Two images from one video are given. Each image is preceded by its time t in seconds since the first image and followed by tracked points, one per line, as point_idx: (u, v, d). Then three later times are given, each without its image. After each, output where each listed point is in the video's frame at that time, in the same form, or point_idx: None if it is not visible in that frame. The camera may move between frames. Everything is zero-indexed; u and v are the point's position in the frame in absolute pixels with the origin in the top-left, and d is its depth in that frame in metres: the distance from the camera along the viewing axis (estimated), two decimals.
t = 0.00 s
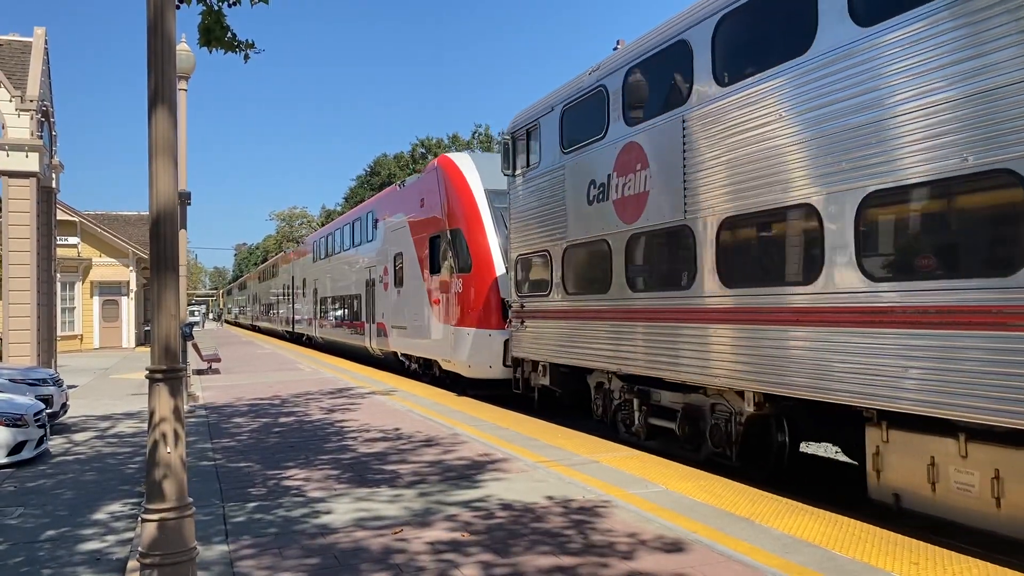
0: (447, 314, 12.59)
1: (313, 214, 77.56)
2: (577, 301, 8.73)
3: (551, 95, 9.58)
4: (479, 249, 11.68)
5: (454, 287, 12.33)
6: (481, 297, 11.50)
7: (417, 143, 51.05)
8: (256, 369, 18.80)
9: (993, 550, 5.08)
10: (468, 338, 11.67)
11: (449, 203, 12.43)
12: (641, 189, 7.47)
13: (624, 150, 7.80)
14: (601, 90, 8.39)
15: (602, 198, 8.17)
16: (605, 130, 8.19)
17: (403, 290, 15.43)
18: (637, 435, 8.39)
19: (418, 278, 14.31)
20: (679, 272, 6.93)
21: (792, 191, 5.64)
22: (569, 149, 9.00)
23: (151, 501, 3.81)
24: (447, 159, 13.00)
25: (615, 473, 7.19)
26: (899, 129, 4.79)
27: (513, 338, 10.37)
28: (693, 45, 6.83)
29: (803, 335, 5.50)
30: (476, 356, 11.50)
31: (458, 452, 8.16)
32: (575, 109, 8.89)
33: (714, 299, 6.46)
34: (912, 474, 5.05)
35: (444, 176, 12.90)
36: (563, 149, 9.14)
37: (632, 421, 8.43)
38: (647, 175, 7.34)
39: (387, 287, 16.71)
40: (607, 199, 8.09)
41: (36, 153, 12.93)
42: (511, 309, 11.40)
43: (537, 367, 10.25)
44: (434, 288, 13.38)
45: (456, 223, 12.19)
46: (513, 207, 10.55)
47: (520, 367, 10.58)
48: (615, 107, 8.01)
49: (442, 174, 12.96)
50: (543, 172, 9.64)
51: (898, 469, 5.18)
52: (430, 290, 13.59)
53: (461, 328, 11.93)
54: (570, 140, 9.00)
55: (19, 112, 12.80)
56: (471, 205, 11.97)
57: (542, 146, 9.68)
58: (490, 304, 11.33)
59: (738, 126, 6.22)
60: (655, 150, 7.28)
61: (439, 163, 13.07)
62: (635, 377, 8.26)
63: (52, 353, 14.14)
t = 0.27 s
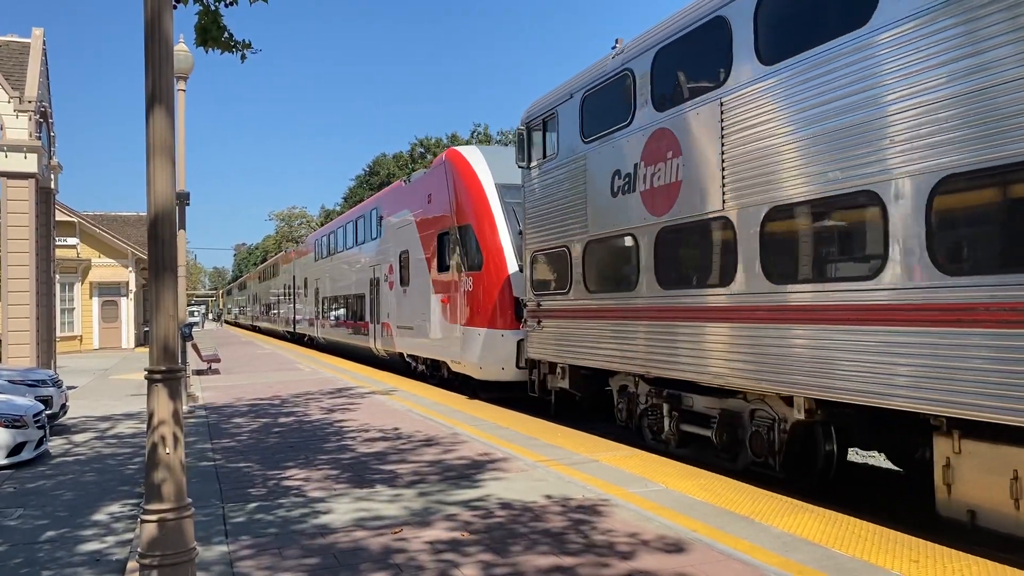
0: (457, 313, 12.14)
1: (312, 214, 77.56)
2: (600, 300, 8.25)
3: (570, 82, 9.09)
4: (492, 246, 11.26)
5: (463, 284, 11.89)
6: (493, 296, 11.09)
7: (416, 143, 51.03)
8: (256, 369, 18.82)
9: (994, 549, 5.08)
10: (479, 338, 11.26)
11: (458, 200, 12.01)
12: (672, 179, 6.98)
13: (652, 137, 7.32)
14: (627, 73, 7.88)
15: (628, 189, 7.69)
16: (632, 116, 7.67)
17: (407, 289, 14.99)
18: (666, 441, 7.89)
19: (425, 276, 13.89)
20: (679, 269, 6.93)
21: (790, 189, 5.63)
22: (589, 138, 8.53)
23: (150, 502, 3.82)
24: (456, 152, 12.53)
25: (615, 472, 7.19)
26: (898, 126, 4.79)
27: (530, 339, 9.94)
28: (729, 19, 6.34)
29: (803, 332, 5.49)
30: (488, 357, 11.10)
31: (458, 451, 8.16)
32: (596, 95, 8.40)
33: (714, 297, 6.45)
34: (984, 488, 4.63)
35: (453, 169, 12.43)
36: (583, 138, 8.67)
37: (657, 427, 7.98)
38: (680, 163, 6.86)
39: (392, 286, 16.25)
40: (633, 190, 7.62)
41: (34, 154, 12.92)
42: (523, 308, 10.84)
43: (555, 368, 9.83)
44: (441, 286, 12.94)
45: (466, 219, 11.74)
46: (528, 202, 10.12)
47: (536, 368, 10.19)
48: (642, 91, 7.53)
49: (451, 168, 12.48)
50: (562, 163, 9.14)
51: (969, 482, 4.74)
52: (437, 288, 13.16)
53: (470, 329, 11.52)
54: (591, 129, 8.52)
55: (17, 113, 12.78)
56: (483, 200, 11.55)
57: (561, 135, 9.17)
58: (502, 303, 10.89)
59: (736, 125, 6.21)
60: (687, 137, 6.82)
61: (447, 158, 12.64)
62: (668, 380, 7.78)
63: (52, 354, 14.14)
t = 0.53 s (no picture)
0: (467, 313, 11.74)
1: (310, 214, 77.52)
2: (610, 299, 8.02)
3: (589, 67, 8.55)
4: (503, 243, 10.79)
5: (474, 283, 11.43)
6: (506, 295, 10.62)
7: (414, 142, 51.01)
8: (255, 370, 18.83)
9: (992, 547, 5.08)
10: (490, 340, 10.85)
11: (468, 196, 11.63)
12: (707, 167, 6.46)
13: (683, 124, 6.82)
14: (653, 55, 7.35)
15: (657, 178, 7.13)
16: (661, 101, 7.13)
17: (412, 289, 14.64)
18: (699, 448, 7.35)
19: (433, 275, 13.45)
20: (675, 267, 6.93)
21: (787, 186, 5.64)
22: (611, 126, 8.00)
23: (148, 502, 3.81)
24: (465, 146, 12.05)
25: (613, 470, 7.20)
26: (895, 123, 4.79)
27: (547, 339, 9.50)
28: None
29: (800, 330, 5.50)
30: (502, 359, 10.60)
31: (456, 451, 8.16)
32: (620, 80, 7.86)
33: (711, 296, 6.45)
34: None
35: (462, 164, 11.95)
36: (604, 126, 8.13)
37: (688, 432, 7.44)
38: (717, 149, 6.32)
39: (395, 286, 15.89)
40: (661, 180, 7.10)
41: (31, 154, 12.89)
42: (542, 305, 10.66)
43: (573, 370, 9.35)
44: (451, 285, 12.49)
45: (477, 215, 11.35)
46: (541, 195, 9.53)
47: (552, 370, 9.72)
48: (672, 72, 6.99)
49: (459, 163, 12.06)
50: (581, 153, 8.62)
51: None
52: (446, 287, 12.71)
53: (482, 330, 11.13)
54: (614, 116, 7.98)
55: (14, 113, 12.76)
56: (494, 196, 11.12)
57: (581, 124, 8.64)
58: (515, 304, 10.52)
59: (731, 123, 6.21)
60: (723, 121, 6.27)
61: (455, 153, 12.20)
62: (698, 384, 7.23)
63: (50, 355, 14.12)
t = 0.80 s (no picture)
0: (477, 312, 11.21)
1: (307, 214, 77.49)
2: (608, 298, 8.05)
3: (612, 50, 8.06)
4: (514, 239, 10.27)
5: (485, 281, 10.94)
6: (517, 294, 10.13)
7: (411, 142, 51.01)
8: (253, 370, 18.82)
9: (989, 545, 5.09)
10: (501, 341, 10.33)
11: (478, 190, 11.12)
12: (746, 155, 6.00)
13: (717, 108, 6.36)
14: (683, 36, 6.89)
15: (690, 166, 6.63)
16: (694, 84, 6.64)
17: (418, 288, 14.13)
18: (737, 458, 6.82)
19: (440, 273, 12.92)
20: (673, 266, 6.94)
21: (783, 185, 5.66)
22: (637, 112, 7.53)
23: (143, 504, 3.80)
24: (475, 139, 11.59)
25: (611, 469, 7.20)
26: (892, 121, 4.80)
27: (563, 340, 8.99)
28: None
29: (797, 328, 5.51)
30: (513, 362, 10.07)
31: (454, 451, 8.16)
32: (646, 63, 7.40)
33: (709, 295, 6.46)
34: None
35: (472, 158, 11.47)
36: (629, 113, 7.65)
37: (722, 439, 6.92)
38: (759, 133, 5.86)
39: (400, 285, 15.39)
40: (694, 170, 6.62)
41: (28, 155, 12.88)
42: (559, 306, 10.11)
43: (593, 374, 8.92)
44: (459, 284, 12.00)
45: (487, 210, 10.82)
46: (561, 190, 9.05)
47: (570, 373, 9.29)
48: (706, 53, 6.53)
49: (468, 155, 11.54)
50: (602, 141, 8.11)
51: None
52: (455, 286, 12.23)
53: (492, 330, 10.61)
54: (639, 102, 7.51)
55: (10, 114, 12.75)
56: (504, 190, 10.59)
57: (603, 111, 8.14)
58: (527, 302, 9.98)
59: (729, 122, 6.23)
60: (764, 104, 5.82)
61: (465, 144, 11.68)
62: (731, 388, 6.70)
63: (48, 356, 14.11)
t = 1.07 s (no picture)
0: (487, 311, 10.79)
1: (303, 215, 77.43)
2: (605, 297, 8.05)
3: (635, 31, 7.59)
4: (529, 237, 9.83)
5: (496, 279, 10.49)
6: (531, 292, 9.70)
7: (407, 141, 50.96)
8: (250, 371, 18.79)
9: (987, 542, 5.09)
10: (515, 341, 9.93)
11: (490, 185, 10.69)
12: (793, 138, 5.54)
13: (759, 89, 5.88)
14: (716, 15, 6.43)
15: (727, 154, 6.17)
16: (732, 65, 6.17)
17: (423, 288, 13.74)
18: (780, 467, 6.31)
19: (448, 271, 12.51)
20: (671, 265, 6.94)
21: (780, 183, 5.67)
22: (664, 96, 7.04)
23: (138, 505, 3.79)
24: (484, 131, 11.10)
25: (609, 469, 7.20)
26: (887, 120, 4.83)
27: (581, 340, 8.49)
28: None
29: (794, 327, 5.51)
30: (527, 364, 9.69)
31: (451, 451, 8.14)
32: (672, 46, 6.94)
33: (706, 294, 6.46)
34: None
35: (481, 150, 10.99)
36: (640, 104, 7.41)
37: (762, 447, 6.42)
38: (807, 115, 5.39)
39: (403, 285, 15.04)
40: (733, 156, 6.13)
41: (22, 156, 12.85)
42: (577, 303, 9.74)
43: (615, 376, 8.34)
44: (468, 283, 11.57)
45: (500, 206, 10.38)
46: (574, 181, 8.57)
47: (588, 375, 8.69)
48: (745, 29, 6.05)
49: (478, 149, 11.11)
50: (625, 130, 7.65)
51: None
52: (463, 285, 11.81)
53: (504, 331, 10.19)
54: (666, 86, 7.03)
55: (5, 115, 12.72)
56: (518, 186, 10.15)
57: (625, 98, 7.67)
58: (543, 304, 9.57)
59: (724, 122, 6.23)
60: (815, 81, 5.33)
61: (476, 136, 11.21)
62: (772, 392, 6.20)
63: (43, 357, 14.07)
